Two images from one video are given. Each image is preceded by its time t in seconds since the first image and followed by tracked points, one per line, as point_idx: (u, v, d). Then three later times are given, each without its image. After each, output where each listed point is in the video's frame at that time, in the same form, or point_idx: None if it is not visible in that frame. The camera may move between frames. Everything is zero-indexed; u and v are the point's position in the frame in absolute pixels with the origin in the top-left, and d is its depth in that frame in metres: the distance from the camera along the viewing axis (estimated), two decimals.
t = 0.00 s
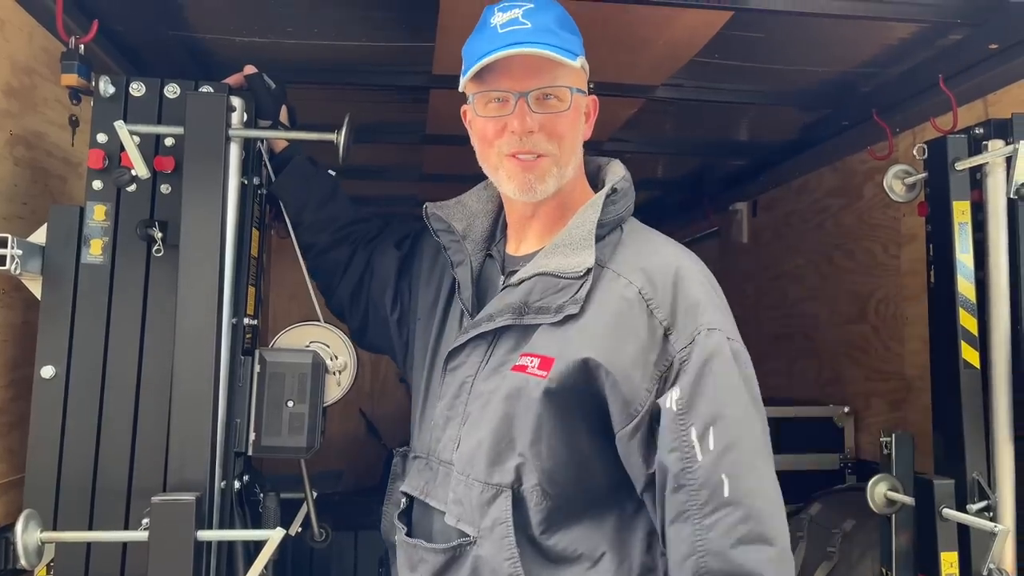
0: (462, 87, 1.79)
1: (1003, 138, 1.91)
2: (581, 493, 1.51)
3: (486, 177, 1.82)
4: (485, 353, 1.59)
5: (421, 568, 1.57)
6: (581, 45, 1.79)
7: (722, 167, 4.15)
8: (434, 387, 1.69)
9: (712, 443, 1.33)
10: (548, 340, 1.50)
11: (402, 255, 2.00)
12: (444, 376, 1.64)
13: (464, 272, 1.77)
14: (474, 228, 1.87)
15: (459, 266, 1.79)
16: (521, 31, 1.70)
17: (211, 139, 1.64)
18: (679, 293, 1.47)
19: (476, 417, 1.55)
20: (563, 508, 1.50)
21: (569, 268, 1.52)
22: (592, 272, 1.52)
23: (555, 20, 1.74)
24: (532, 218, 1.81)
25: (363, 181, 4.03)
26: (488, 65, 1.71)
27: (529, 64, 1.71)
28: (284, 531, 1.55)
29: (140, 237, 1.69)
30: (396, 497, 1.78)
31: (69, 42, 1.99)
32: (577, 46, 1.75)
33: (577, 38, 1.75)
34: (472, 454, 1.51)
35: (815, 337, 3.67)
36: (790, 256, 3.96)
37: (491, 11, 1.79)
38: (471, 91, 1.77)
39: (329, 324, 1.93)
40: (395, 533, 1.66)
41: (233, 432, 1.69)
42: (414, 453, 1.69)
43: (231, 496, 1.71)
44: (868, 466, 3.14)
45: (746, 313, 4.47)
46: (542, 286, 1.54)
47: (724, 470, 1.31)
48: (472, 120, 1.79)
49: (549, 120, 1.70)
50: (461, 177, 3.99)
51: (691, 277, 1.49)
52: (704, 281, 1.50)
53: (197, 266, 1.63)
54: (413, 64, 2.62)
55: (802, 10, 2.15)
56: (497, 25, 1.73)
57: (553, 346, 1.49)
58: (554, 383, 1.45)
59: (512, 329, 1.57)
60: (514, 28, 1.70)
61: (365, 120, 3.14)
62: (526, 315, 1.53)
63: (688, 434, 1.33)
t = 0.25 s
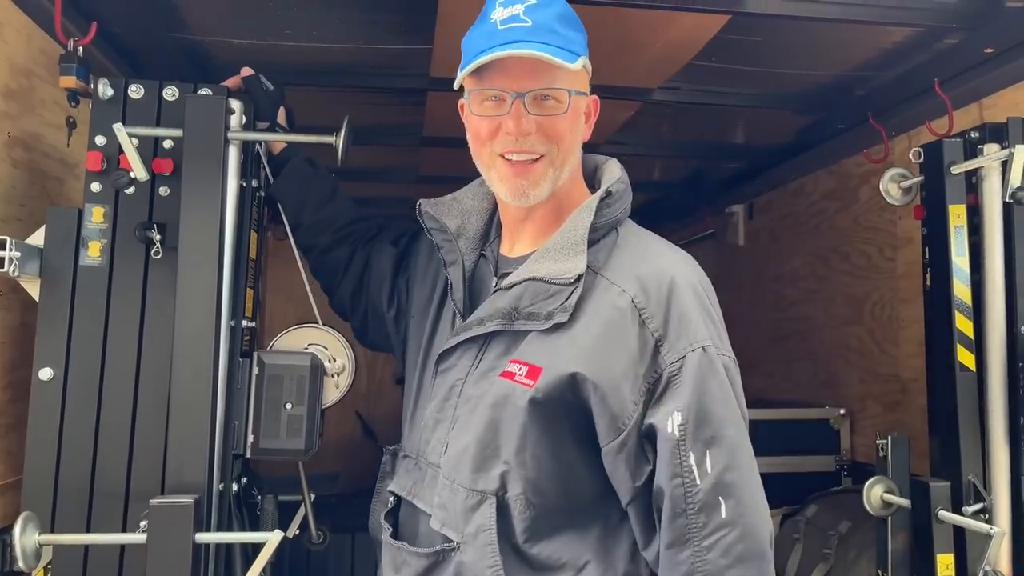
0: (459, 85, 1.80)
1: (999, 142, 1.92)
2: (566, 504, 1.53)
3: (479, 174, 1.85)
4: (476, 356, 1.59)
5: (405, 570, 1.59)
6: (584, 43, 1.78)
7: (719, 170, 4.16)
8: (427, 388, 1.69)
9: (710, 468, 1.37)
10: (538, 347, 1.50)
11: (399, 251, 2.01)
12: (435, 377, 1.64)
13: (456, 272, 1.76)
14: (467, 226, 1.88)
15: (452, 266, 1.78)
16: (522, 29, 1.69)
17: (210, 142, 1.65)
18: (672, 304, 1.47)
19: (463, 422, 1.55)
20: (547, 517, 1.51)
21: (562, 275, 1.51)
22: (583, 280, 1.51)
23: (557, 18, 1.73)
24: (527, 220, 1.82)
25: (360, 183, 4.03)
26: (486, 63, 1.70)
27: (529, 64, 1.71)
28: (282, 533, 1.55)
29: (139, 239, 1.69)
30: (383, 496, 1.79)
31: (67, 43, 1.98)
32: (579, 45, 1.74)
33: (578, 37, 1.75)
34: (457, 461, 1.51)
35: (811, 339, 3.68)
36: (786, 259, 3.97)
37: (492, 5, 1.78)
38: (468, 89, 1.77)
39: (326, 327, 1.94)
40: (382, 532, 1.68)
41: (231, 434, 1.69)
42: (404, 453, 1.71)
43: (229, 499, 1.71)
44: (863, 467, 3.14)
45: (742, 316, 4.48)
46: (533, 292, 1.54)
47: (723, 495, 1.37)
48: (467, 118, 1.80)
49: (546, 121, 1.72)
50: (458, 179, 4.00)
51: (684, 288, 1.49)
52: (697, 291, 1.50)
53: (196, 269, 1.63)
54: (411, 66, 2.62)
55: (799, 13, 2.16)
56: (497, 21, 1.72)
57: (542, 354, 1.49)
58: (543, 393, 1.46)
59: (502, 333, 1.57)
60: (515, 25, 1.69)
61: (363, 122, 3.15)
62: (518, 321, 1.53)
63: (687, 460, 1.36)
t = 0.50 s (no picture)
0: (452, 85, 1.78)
1: (999, 140, 1.91)
2: (552, 498, 1.54)
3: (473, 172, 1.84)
4: (467, 349, 1.60)
5: (390, 562, 1.59)
6: (576, 41, 1.77)
7: (716, 169, 4.16)
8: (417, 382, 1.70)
9: (690, 456, 1.36)
10: (529, 341, 1.51)
11: (393, 248, 2.01)
12: (425, 369, 1.65)
13: (450, 266, 1.78)
14: (462, 220, 1.87)
15: (446, 260, 1.80)
16: (514, 30, 1.68)
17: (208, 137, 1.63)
18: (664, 298, 1.48)
19: (453, 414, 1.56)
20: (533, 512, 1.52)
21: (555, 270, 1.51)
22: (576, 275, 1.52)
23: (548, 17, 1.72)
24: (521, 217, 1.82)
25: (357, 181, 4.01)
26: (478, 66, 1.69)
27: (521, 65, 1.69)
28: (280, 531, 1.54)
29: (136, 235, 1.67)
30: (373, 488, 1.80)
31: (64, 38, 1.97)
32: (571, 43, 1.73)
33: (570, 36, 1.74)
34: (446, 453, 1.52)
35: (809, 338, 3.67)
36: (783, 258, 3.97)
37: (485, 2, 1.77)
38: (461, 89, 1.75)
39: (325, 324, 1.91)
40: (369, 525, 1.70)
41: (229, 432, 1.67)
42: (394, 446, 1.72)
43: (227, 497, 1.69)
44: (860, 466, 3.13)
45: (740, 315, 4.47)
46: (525, 286, 1.55)
47: (702, 484, 1.35)
48: (460, 117, 1.78)
49: (539, 122, 1.71)
50: (455, 178, 3.98)
51: (676, 283, 1.49)
52: (689, 287, 1.50)
53: (194, 265, 1.62)
54: (409, 63, 2.61)
55: (799, 11, 2.15)
56: (489, 21, 1.71)
57: (534, 347, 1.49)
58: (533, 386, 1.47)
59: (494, 327, 1.58)
60: (507, 26, 1.68)
61: (360, 120, 3.13)
62: (509, 314, 1.54)
63: (666, 446, 1.36)
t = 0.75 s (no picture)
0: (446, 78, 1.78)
1: (1002, 140, 1.92)
2: (528, 485, 1.57)
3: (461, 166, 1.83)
4: (450, 341, 1.62)
5: (369, 548, 1.60)
6: (569, 44, 1.77)
7: (715, 169, 4.16)
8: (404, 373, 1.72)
9: (624, 438, 1.36)
10: (507, 332, 1.53)
11: (383, 247, 2.00)
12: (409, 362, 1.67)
13: (434, 262, 1.79)
14: (450, 217, 1.87)
15: (431, 256, 1.81)
16: (509, 27, 1.68)
17: (213, 135, 1.62)
18: (634, 290, 1.49)
19: (433, 405, 1.58)
20: (507, 502, 1.54)
21: (533, 263, 1.53)
22: (554, 268, 1.53)
23: (544, 16, 1.72)
24: (506, 213, 1.83)
25: (356, 180, 4.00)
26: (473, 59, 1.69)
27: (515, 61, 1.69)
28: (285, 532, 1.53)
29: (139, 233, 1.66)
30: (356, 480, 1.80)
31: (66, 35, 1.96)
32: (564, 45, 1.73)
33: (564, 37, 1.74)
34: (427, 441, 1.55)
35: (808, 338, 3.68)
36: (782, 258, 3.97)
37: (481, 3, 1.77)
38: (454, 82, 1.75)
39: (328, 323, 1.90)
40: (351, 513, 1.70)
41: (232, 431, 1.67)
42: (380, 437, 1.74)
43: (230, 497, 1.68)
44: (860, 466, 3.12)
45: (738, 315, 4.47)
46: (505, 279, 1.57)
47: (629, 465, 1.34)
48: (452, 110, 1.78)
49: (529, 117, 1.70)
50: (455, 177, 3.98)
51: (647, 276, 1.50)
52: (661, 281, 1.51)
53: (197, 263, 1.61)
54: (411, 62, 2.60)
55: (801, 10, 2.15)
56: (486, 18, 1.71)
57: (509, 337, 1.51)
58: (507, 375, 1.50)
59: (475, 320, 1.60)
60: (502, 23, 1.68)
61: (360, 119, 3.13)
62: (488, 306, 1.56)
63: (604, 426, 1.39)
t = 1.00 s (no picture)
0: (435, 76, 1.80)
1: (1008, 137, 1.93)
2: (523, 480, 1.61)
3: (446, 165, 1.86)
4: (443, 344, 1.65)
5: (374, 547, 1.63)
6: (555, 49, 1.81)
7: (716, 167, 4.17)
8: (399, 374, 1.75)
9: (600, 433, 1.38)
10: (497, 335, 1.56)
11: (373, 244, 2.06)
12: (405, 365, 1.70)
13: (425, 266, 1.82)
14: (436, 220, 1.91)
15: (422, 260, 1.84)
16: (500, 29, 1.71)
17: (225, 130, 1.63)
18: (617, 291, 1.52)
19: (427, 408, 1.62)
20: (501, 499, 1.57)
21: (520, 267, 1.57)
22: (540, 273, 1.57)
23: (532, 20, 1.75)
24: (490, 213, 1.86)
25: (357, 178, 4.00)
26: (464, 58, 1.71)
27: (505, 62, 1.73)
28: (297, 527, 1.53)
29: (150, 229, 1.66)
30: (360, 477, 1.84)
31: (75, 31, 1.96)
32: (551, 49, 1.77)
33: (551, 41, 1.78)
34: (423, 442, 1.58)
35: (808, 336, 3.70)
36: (783, 255, 3.99)
37: (470, 3, 1.79)
38: (443, 81, 1.78)
39: (337, 319, 1.90)
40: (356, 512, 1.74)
41: (243, 426, 1.67)
42: (380, 436, 1.77)
43: (241, 492, 1.69)
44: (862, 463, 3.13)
45: (738, 313, 4.49)
46: (494, 284, 1.60)
47: (604, 460, 1.36)
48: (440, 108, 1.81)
49: (516, 117, 1.74)
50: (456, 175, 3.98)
51: (630, 277, 1.53)
52: (643, 282, 1.53)
53: (209, 259, 1.61)
54: (416, 59, 2.61)
55: (807, 8, 2.16)
56: (476, 19, 1.73)
57: (500, 341, 1.55)
58: (498, 377, 1.53)
59: (466, 324, 1.63)
60: (493, 24, 1.71)
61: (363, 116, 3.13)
62: (479, 310, 1.59)
63: (582, 422, 1.41)
